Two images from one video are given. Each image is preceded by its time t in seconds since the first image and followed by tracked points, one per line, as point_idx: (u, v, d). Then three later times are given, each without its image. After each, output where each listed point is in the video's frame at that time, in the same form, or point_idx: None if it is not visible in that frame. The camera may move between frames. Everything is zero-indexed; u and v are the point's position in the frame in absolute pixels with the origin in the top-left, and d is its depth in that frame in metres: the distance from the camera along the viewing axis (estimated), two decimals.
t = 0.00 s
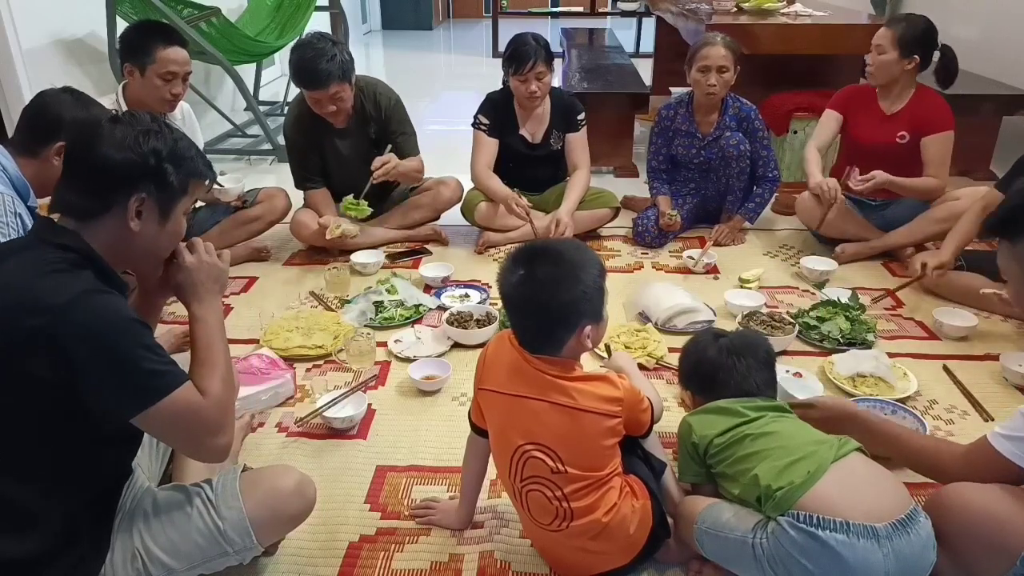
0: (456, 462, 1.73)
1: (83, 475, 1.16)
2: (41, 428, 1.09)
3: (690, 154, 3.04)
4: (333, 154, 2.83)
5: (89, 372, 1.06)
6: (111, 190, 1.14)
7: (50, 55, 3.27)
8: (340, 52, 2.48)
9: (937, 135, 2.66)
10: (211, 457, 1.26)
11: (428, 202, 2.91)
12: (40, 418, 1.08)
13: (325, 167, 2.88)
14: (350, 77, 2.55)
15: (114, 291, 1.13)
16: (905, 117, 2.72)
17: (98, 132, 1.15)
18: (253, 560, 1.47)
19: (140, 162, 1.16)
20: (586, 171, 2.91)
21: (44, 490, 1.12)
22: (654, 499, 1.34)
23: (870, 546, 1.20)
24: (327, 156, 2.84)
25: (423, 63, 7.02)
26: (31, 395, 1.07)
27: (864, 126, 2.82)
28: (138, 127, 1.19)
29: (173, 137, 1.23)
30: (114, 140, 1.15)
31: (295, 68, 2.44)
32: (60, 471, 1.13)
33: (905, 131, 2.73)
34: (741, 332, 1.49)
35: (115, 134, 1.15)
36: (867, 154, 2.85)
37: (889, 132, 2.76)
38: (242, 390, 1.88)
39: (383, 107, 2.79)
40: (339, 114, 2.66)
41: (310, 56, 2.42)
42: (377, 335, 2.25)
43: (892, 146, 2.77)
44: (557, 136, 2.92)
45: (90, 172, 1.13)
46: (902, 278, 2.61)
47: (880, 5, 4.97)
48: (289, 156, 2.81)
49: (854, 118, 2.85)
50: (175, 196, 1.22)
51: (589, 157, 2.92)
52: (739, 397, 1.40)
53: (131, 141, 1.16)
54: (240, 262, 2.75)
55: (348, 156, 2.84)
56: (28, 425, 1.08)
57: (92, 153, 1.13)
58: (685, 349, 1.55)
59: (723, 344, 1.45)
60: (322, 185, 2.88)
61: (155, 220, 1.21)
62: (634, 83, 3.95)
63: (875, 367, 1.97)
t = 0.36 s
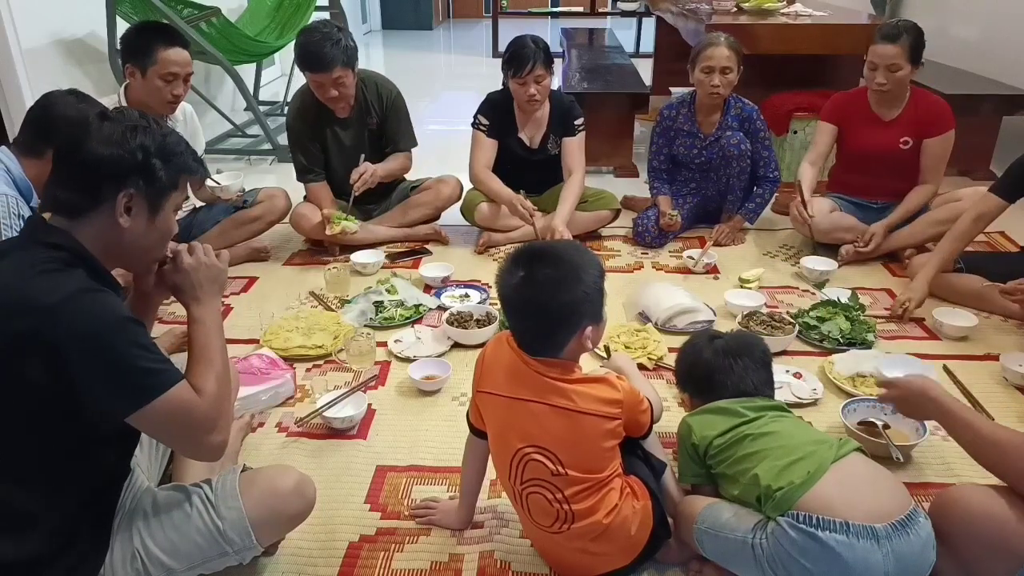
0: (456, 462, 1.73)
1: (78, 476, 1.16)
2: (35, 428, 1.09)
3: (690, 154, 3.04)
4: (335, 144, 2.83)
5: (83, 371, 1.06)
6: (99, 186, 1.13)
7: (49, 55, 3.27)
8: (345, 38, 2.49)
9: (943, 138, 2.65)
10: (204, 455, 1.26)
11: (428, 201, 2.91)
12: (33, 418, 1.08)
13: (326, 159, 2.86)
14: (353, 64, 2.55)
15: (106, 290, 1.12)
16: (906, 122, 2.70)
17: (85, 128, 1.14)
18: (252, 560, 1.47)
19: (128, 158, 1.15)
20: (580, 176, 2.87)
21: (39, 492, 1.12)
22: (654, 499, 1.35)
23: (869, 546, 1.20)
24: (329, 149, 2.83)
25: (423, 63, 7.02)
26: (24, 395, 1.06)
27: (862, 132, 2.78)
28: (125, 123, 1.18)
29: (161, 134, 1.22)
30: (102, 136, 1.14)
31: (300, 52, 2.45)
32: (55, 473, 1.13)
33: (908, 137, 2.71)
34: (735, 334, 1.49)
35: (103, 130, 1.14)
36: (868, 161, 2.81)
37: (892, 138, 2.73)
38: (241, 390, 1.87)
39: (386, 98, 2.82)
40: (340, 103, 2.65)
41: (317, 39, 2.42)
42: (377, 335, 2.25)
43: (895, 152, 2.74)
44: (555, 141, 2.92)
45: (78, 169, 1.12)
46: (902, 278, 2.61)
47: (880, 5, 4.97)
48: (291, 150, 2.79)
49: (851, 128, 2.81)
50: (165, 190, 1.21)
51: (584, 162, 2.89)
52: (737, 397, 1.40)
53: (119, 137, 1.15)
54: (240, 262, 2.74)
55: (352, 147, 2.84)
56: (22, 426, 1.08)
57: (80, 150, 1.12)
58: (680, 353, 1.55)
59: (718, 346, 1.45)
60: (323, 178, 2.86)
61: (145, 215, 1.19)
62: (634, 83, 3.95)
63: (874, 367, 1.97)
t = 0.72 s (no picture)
0: (456, 462, 1.73)
1: (76, 477, 1.15)
2: (33, 428, 1.09)
3: (690, 153, 3.04)
4: (336, 142, 2.82)
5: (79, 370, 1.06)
6: (82, 183, 1.13)
7: (49, 55, 3.27)
8: (349, 32, 2.49)
9: (944, 145, 2.65)
10: (196, 462, 1.26)
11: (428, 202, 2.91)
12: (30, 418, 1.08)
13: (326, 156, 2.86)
14: (357, 59, 2.56)
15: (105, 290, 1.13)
16: (906, 130, 2.70)
17: (52, 128, 1.11)
18: (253, 560, 1.47)
19: (103, 151, 1.13)
20: (579, 181, 2.88)
21: (38, 492, 1.12)
22: (654, 498, 1.35)
23: (868, 546, 1.20)
24: (331, 146, 2.83)
25: (423, 63, 7.02)
26: (19, 395, 1.06)
27: (863, 138, 2.78)
28: (87, 113, 1.14)
29: (126, 114, 1.17)
30: (70, 133, 1.11)
31: (305, 47, 2.45)
32: (53, 473, 1.12)
33: (908, 144, 2.71)
34: (731, 334, 1.49)
35: (72, 126, 1.12)
36: (867, 168, 2.81)
37: (892, 145, 2.73)
38: (242, 390, 1.88)
39: (387, 96, 2.83)
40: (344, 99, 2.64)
41: (322, 34, 2.43)
42: (377, 335, 2.25)
43: (895, 159, 2.74)
44: (554, 145, 2.92)
45: (57, 171, 1.11)
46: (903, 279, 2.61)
47: (880, 5, 4.97)
48: (292, 148, 2.79)
49: (850, 135, 2.81)
50: (143, 175, 1.18)
51: (583, 166, 2.89)
52: (734, 397, 1.40)
53: (87, 131, 1.12)
54: (240, 262, 2.74)
55: (353, 143, 2.84)
56: (18, 426, 1.08)
57: (55, 151, 1.11)
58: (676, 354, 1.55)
59: (713, 348, 1.45)
60: (323, 176, 2.86)
61: (130, 204, 1.18)
62: (634, 83, 3.95)
63: (874, 367, 1.97)
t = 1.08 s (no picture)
0: (456, 461, 1.73)
1: (74, 477, 1.16)
2: (32, 431, 1.09)
3: (692, 152, 3.03)
4: (336, 146, 2.82)
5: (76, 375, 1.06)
6: (60, 184, 1.12)
7: (49, 55, 3.27)
8: (348, 39, 2.49)
9: (946, 147, 2.65)
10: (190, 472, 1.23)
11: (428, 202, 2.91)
12: (30, 418, 1.08)
13: (326, 159, 2.86)
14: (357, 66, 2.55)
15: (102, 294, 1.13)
16: (909, 131, 2.70)
17: (22, 131, 1.10)
18: (253, 560, 1.47)
19: (76, 151, 1.11)
20: (578, 185, 2.88)
21: (38, 492, 1.12)
22: (654, 497, 1.35)
23: (867, 546, 1.20)
24: (330, 150, 2.83)
25: (423, 63, 7.02)
26: (18, 396, 1.06)
27: (864, 139, 2.78)
28: (54, 113, 1.11)
29: (98, 110, 1.15)
30: (41, 135, 1.10)
31: (304, 56, 2.45)
32: (53, 473, 1.13)
33: (911, 146, 2.71)
34: (728, 334, 1.50)
35: (41, 127, 1.10)
36: (869, 169, 2.81)
37: (894, 147, 2.73)
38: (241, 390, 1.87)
39: (387, 101, 2.82)
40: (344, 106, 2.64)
41: (321, 42, 2.42)
42: (377, 335, 2.25)
43: (897, 160, 2.75)
44: (554, 146, 2.92)
45: (32, 174, 1.11)
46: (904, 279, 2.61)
47: (880, 5, 4.98)
48: (291, 152, 2.79)
49: (852, 135, 2.80)
50: (121, 169, 1.16)
51: (582, 168, 2.89)
52: (732, 396, 1.40)
53: (58, 132, 1.10)
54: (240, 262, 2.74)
55: (353, 149, 2.84)
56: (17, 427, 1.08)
57: (29, 154, 1.10)
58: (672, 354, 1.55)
59: (710, 347, 1.45)
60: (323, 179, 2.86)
61: (112, 202, 1.17)
62: (634, 83, 3.95)
63: (874, 367, 1.97)
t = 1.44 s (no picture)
0: (456, 462, 1.73)
1: (89, 475, 1.16)
2: (62, 428, 1.10)
3: (694, 150, 3.04)
4: (335, 152, 2.83)
5: (111, 386, 1.06)
6: (114, 185, 1.13)
7: (49, 55, 3.27)
8: (348, 49, 2.48)
9: (946, 146, 2.65)
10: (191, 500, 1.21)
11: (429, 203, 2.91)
12: (63, 418, 1.09)
13: (326, 164, 2.86)
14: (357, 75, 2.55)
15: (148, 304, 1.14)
16: (911, 129, 2.70)
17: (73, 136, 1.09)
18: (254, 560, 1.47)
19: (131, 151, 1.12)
20: (578, 185, 2.88)
21: (47, 489, 1.13)
22: (655, 498, 1.35)
23: (868, 547, 1.20)
24: (329, 155, 2.83)
25: (423, 64, 7.02)
26: (55, 397, 1.07)
27: (865, 137, 2.78)
28: (101, 116, 1.11)
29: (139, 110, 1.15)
30: (91, 138, 1.10)
31: (304, 63, 2.45)
32: (69, 469, 1.13)
33: (912, 144, 2.71)
34: (721, 332, 1.50)
35: (86, 132, 1.10)
36: (870, 168, 2.81)
37: (895, 145, 2.73)
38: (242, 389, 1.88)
39: (386, 106, 2.79)
40: (344, 113, 2.64)
41: (321, 51, 2.42)
42: (377, 335, 2.25)
43: (898, 158, 2.74)
44: (556, 146, 2.91)
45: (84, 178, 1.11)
46: (903, 279, 2.61)
47: (880, 5, 4.98)
48: (291, 155, 2.79)
49: (853, 133, 2.80)
50: (169, 167, 1.17)
51: (583, 169, 2.89)
52: (728, 395, 1.41)
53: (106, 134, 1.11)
54: (240, 262, 2.74)
55: (352, 154, 2.84)
56: (50, 427, 1.09)
57: (79, 158, 1.09)
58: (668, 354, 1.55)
59: (703, 348, 1.45)
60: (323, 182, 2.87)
61: (164, 198, 1.19)
62: (634, 83, 3.95)
63: (875, 367, 1.97)
